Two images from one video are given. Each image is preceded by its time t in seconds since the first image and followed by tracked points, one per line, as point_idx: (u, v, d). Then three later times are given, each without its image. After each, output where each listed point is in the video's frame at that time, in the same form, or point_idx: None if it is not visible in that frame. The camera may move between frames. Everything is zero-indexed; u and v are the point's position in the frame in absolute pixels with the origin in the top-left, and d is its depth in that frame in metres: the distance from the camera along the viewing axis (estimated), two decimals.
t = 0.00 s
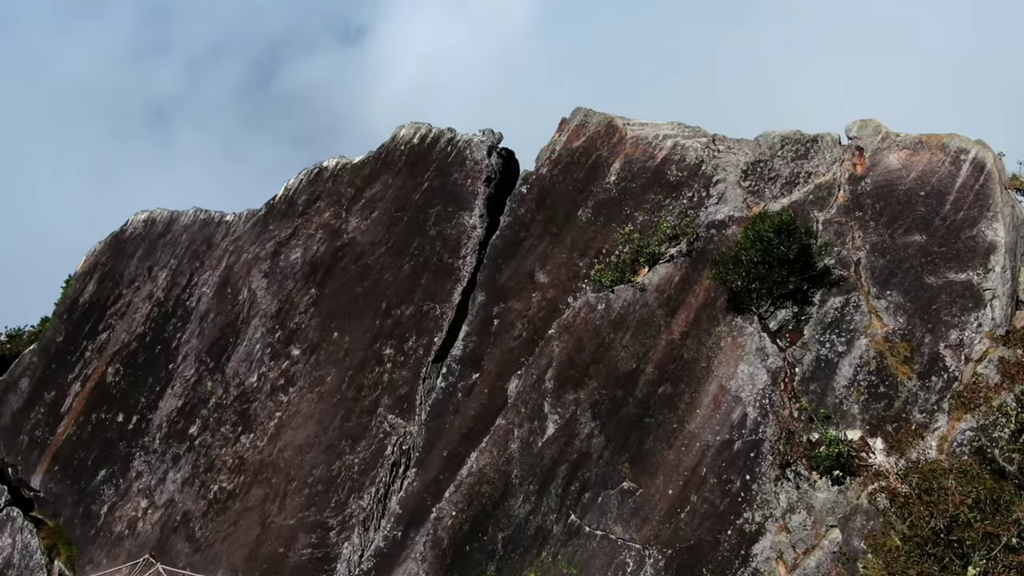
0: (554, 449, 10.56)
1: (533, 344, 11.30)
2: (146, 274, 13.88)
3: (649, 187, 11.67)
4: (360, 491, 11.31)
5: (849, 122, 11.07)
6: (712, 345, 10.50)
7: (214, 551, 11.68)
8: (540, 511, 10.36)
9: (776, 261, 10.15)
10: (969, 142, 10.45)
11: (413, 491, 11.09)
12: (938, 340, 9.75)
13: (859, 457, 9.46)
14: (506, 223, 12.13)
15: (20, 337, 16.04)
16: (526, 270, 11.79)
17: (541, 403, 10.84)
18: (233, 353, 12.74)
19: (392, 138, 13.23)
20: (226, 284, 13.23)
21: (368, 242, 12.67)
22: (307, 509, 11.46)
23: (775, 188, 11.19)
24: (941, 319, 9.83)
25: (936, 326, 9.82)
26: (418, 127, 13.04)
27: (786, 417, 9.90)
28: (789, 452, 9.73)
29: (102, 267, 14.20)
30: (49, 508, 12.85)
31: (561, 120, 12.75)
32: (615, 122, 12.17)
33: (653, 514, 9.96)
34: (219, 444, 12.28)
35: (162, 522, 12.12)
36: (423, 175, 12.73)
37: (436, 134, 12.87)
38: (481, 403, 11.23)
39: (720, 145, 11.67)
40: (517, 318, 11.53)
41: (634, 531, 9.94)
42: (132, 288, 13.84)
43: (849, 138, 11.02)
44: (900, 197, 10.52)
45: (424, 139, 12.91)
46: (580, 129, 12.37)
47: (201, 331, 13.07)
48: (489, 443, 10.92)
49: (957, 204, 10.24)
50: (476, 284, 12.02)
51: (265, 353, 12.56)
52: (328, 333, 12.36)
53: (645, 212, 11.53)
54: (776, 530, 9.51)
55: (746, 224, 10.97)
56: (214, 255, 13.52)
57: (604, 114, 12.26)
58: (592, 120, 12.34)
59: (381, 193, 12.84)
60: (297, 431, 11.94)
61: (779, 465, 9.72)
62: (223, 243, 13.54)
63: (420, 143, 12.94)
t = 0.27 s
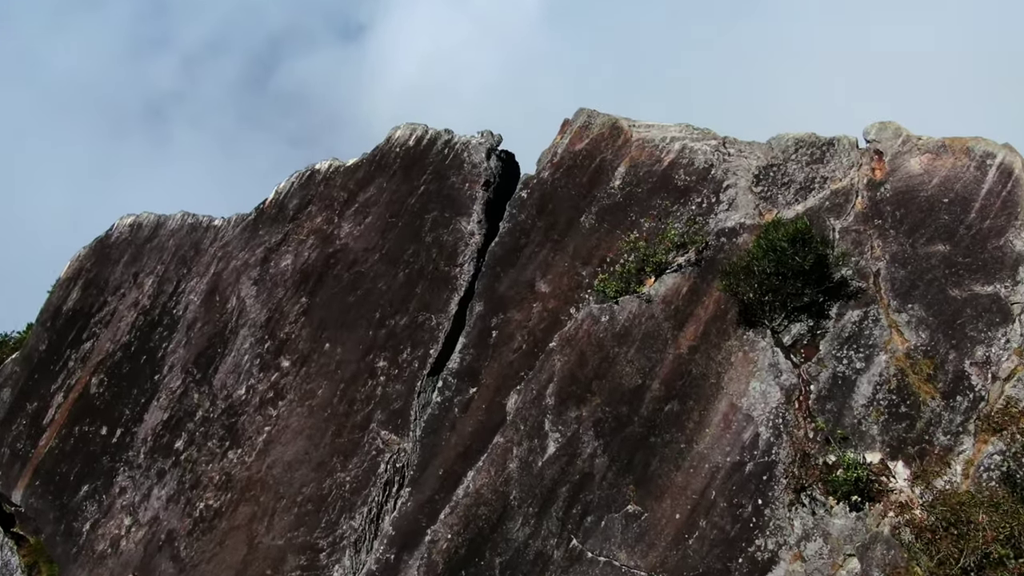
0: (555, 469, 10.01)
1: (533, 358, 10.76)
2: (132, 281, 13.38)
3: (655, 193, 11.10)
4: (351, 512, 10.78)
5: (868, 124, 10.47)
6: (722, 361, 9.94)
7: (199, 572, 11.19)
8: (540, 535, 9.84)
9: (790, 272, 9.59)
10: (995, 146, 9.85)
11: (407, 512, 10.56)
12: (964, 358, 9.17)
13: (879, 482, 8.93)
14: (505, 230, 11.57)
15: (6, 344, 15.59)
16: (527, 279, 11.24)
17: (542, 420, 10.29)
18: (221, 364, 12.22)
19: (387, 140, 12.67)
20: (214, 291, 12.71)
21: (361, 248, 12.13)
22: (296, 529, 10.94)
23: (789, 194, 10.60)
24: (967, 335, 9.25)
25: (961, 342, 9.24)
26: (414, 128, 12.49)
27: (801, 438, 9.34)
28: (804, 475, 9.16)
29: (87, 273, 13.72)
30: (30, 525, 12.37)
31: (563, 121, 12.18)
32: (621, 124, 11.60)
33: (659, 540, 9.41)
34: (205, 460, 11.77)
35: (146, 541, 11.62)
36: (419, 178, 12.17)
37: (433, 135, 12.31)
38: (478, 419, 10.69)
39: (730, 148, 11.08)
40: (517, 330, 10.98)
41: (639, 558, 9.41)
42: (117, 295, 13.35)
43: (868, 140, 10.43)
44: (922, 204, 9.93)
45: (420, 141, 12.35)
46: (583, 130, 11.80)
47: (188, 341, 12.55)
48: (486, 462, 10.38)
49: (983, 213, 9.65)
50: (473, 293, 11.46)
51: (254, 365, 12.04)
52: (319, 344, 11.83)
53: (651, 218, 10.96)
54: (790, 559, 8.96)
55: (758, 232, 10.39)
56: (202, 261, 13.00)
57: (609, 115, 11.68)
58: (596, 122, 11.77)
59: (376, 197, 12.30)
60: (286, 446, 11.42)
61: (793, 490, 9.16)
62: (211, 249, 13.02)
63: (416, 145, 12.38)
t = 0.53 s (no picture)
0: (556, 494, 9.48)
1: (534, 375, 10.23)
2: (118, 289, 12.90)
3: (663, 201, 10.54)
4: (342, 535, 10.27)
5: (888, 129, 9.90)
6: (734, 380, 9.39)
7: None
8: (540, 564, 9.33)
9: (806, 287, 9.01)
10: None
11: (401, 537, 10.06)
12: (992, 380, 8.61)
13: (902, 513, 8.38)
14: (505, 239, 11.03)
15: None
16: (527, 291, 10.70)
17: (543, 441, 9.76)
18: (208, 378, 11.72)
19: (382, 143, 12.14)
20: (202, 301, 12.20)
21: (355, 257, 11.61)
22: (285, 553, 10.45)
23: (804, 203, 10.04)
24: (995, 356, 8.68)
25: (988, 363, 8.68)
26: (410, 132, 11.95)
27: (818, 464, 8.77)
28: (822, 504, 8.61)
29: (72, 281, 13.26)
30: (11, 543, 11.93)
31: (567, 124, 11.63)
32: (627, 127, 11.04)
33: (666, 571, 8.88)
34: (191, 478, 11.27)
35: (130, 562, 11.14)
36: (415, 184, 11.64)
37: (430, 139, 11.77)
38: (476, 439, 10.17)
39: (742, 154, 10.52)
40: (517, 345, 10.45)
41: None
42: (103, 304, 12.89)
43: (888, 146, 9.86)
44: (946, 215, 9.36)
45: (417, 145, 11.82)
46: (587, 134, 11.25)
47: (174, 352, 12.05)
48: (484, 485, 9.85)
49: (1012, 225, 9.07)
50: (471, 305, 10.93)
51: (242, 378, 11.53)
52: (310, 357, 11.31)
53: (659, 228, 10.41)
54: None
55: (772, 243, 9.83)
56: (190, 269, 12.50)
57: (614, 118, 11.13)
58: (601, 125, 11.22)
59: (370, 203, 11.78)
60: (275, 465, 10.91)
61: (810, 520, 8.60)
62: (199, 256, 12.51)
63: (412, 148, 11.84)
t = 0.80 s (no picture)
0: (560, 523, 8.96)
1: (537, 395, 9.70)
2: (105, 298, 12.42)
3: (674, 212, 9.98)
4: (335, 562, 9.77)
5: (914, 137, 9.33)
6: (749, 404, 8.84)
7: None
8: None
9: (828, 307, 8.46)
10: None
11: (397, 565, 9.57)
12: None
13: (930, 551, 7.88)
14: (508, 250, 10.49)
15: None
16: (531, 306, 10.17)
17: (546, 467, 9.23)
18: (197, 393, 11.22)
19: (379, 148, 11.61)
20: (191, 312, 11.71)
21: (350, 268, 11.09)
22: None
23: (824, 215, 9.47)
24: None
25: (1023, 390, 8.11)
26: (409, 136, 11.41)
27: (839, 496, 8.24)
28: (843, 540, 8.08)
29: (58, 290, 12.79)
30: None
31: (573, 130, 11.08)
32: (636, 134, 10.49)
33: None
34: (179, 498, 10.78)
35: None
36: (413, 191, 11.11)
37: (429, 144, 11.23)
38: (476, 462, 9.65)
39: (758, 162, 9.96)
40: (519, 363, 9.92)
41: None
42: (90, 314, 12.43)
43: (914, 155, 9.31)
44: (977, 230, 8.77)
45: (415, 150, 11.28)
46: (594, 141, 10.70)
47: (162, 366, 11.56)
48: (484, 512, 9.34)
49: None
50: (472, 320, 10.40)
51: (232, 394, 11.03)
52: (303, 373, 10.80)
53: (669, 240, 9.86)
54: None
55: (790, 258, 9.26)
56: (180, 278, 12.00)
57: (623, 124, 10.58)
58: (608, 131, 10.66)
59: (367, 212, 11.26)
60: (265, 487, 10.41)
61: (832, 556, 8.06)
62: (189, 265, 12.01)
63: (411, 154, 11.31)
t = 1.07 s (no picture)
0: (567, 557, 8.45)
1: (543, 418, 9.19)
2: (95, 309, 11.98)
3: (689, 225, 9.43)
4: None
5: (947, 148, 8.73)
6: (769, 433, 8.30)
7: None
8: None
9: (854, 331, 7.89)
10: None
11: None
12: None
13: None
14: (513, 263, 9.97)
15: None
16: (537, 323, 9.64)
17: (552, 496, 8.72)
18: (188, 410, 10.75)
19: (380, 154, 11.10)
20: (182, 325, 11.23)
21: (348, 280, 10.59)
22: None
23: (850, 230, 8.90)
24: None
25: None
26: (410, 142, 10.91)
27: (865, 534, 7.71)
28: None
29: (47, 299, 12.36)
30: None
31: (582, 136, 10.53)
32: (649, 141, 9.94)
33: None
34: (168, 521, 10.32)
35: None
36: (414, 200, 10.60)
37: (432, 151, 10.72)
38: (478, 489, 9.14)
39: (779, 174, 9.43)
40: (524, 384, 9.40)
41: None
42: (79, 325, 11.99)
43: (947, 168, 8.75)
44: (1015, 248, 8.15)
45: (417, 157, 10.77)
46: (605, 148, 10.16)
47: (152, 381, 11.09)
48: (486, 543, 8.84)
49: None
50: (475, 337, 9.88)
51: (224, 412, 10.55)
52: (298, 391, 10.32)
53: (684, 255, 9.31)
54: None
55: (813, 276, 8.70)
56: (172, 289, 11.53)
57: (635, 131, 10.02)
58: (620, 138, 10.11)
59: (366, 222, 10.77)
60: (258, 510, 9.94)
61: None
62: (181, 275, 11.54)
63: (412, 161, 10.80)
